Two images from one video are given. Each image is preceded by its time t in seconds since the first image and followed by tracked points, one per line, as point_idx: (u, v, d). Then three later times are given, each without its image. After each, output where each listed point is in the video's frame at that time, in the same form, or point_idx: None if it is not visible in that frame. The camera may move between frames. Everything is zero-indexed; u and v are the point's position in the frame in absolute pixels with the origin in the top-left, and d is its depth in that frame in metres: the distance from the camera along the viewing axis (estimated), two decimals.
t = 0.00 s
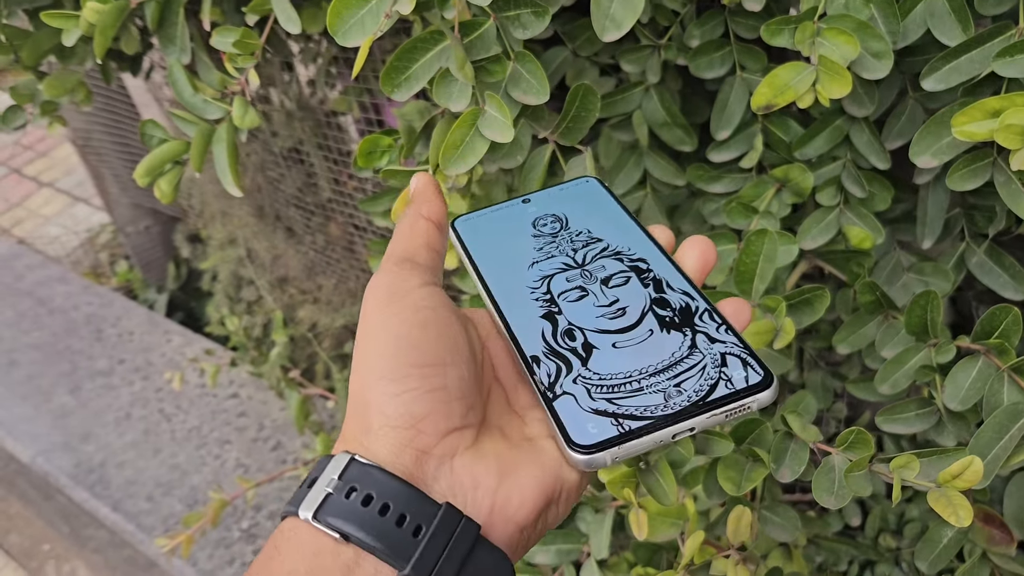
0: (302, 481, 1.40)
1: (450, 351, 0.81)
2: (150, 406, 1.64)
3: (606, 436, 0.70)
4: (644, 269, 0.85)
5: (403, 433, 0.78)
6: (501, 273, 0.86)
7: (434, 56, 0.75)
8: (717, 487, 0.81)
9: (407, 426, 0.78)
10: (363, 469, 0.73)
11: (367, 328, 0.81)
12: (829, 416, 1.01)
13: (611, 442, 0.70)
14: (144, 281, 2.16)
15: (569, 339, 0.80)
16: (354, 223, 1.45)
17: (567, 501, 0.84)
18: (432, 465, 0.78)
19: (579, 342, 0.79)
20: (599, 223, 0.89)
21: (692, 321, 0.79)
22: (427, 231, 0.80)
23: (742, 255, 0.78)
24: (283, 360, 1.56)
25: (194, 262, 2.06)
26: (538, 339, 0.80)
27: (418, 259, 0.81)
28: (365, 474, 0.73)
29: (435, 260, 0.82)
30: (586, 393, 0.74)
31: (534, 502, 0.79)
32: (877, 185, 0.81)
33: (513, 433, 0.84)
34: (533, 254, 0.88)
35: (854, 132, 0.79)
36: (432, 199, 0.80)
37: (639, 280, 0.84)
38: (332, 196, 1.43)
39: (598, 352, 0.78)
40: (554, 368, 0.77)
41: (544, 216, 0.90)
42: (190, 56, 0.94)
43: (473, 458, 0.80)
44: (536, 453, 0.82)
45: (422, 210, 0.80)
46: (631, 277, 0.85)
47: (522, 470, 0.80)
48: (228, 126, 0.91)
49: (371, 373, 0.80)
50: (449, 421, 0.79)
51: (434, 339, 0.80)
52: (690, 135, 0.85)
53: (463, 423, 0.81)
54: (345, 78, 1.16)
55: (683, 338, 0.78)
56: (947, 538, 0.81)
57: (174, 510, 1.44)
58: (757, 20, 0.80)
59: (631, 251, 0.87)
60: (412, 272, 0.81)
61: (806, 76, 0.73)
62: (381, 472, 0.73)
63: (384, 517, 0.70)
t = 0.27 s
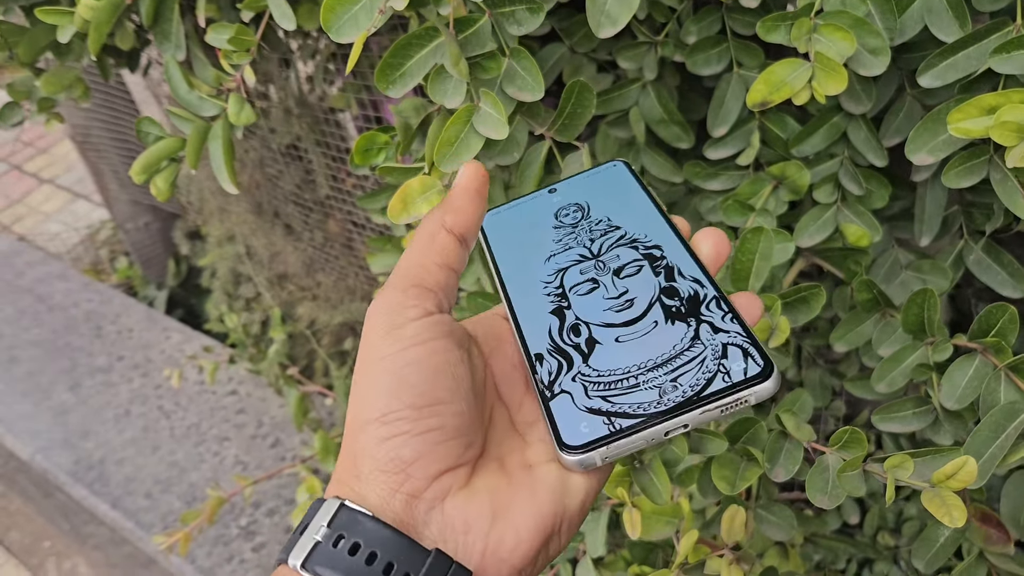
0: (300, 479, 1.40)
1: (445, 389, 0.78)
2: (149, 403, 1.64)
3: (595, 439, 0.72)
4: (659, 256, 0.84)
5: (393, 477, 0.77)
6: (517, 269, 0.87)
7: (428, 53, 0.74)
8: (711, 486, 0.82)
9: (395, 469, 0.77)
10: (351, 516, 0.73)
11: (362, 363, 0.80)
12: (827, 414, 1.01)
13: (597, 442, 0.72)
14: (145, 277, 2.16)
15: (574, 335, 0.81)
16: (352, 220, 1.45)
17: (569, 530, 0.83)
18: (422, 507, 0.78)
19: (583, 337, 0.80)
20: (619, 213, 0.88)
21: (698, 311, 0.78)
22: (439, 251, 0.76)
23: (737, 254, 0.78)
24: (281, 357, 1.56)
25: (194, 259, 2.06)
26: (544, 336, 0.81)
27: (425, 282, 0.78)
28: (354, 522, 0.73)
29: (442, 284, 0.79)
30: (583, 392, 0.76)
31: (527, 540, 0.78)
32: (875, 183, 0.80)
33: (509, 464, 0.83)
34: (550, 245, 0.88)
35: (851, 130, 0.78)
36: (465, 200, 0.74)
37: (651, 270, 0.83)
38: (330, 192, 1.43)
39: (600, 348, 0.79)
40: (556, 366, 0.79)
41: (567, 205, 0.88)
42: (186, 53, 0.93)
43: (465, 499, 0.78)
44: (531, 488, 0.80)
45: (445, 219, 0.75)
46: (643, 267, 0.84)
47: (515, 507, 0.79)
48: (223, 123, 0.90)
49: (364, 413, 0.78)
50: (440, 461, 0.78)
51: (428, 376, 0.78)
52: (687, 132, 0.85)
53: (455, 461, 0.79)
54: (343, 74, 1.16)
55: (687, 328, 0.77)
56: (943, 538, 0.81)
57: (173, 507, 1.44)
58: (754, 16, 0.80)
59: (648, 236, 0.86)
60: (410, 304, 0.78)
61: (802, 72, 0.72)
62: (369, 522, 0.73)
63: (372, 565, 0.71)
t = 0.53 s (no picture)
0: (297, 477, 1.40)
1: (439, 425, 0.77)
2: (147, 401, 1.64)
3: (599, 460, 0.71)
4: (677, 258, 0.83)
5: (383, 515, 0.77)
6: (533, 253, 0.86)
7: (424, 51, 0.74)
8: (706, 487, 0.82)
9: (385, 507, 0.77)
10: (339, 556, 0.75)
11: (357, 395, 0.79)
12: (824, 412, 1.01)
13: (602, 466, 0.71)
14: (143, 275, 2.16)
15: (585, 338, 0.80)
16: (350, 217, 1.45)
17: (566, 564, 0.81)
18: (411, 547, 0.77)
19: (594, 343, 0.80)
20: (642, 202, 0.87)
21: (716, 333, 0.77)
22: (446, 276, 0.75)
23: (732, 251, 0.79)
24: (278, 354, 1.56)
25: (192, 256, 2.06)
26: (554, 335, 0.81)
27: (427, 309, 0.76)
28: (342, 560, 0.74)
29: (446, 310, 0.77)
30: (589, 405, 0.75)
31: None
32: (871, 181, 0.79)
33: (505, 499, 0.81)
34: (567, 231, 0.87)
35: (847, 128, 0.78)
36: (487, 218, 0.71)
37: (667, 277, 0.82)
38: (327, 190, 1.42)
39: (610, 357, 0.78)
40: (564, 372, 0.78)
41: (589, 182, 0.88)
42: (181, 50, 0.93)
43: (456, 537, 0.77)
44: (526, 526, 0.78)
45: (458, 241, 0.73)
46: (660, 271, 0.83)
47: (508, 545, 0.77)
48: (219, 121, 0.90)
49: (355, 448, 0.78)
50: (433, 498, 0.77)
51: (423, 412, 0.77)
52: (683, 130, 0.85)
53: (447, 498, 0.78)
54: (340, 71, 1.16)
55: (702, 351, 0.77)
56: (939, 538, 0.80)
57: (171, 505, 1.44)
58: (750, 14, 0.79)
59: (669, 233, 0.85)
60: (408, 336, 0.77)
61: (798, 71, 0.72)
62: (357, 562, 0.74)
63: None
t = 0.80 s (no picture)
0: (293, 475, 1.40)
1: (443, 441, 0.77)
2: (143, 399, 1.63)
3: (597, 481, 0.70)
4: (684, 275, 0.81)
5: (385, 532, 0.76)
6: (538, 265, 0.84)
7: (414, 49, 0.74)
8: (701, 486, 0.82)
9: (387, 524, 0.76)
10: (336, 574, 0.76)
11: (362, 407, 0.78)
12: (820, 410, 1.00)
13: (600, 486, 0.69)
14: (140, 272, 2.15)
15: (588, 355, 0.78)
16: (345, 215, 1.44)
17: None
18: (411, 565, 0.76)
19: (597, 359, 0.78)
20: (650, 215, 0.85)
21: (721, 352, 0.75)
22: (461, 293, 0.76)
23: (726, 250, 0.79)
24: (274, 353, 1.56)
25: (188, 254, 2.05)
26: (556, 350, 0.79)
27: (437, 322, 0.77)
28: None
29: (455, 327, 0.78)
30: (591, 423, 0.74)
31: None
32: (866, 179, 0.79)
33: (507, 516, 0.80)
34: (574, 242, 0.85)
35: (842, 126, 0.78)
36: (516, 258, 0.72)
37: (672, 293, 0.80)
38: (323, 188, 1.42)
39: (613, 374, 0.77)
40: (566, 389, 0.76)
41: (596, 194, 0.85)
42: (172, 48, 0.92)
43: (457, 557, 0.76)
44: (527, 545, 0.77)
45: (476, 263, 0.74)
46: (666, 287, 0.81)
47: (509, 565, 0.76)
48: (211, 119, 0.90)
49: (356, 461, 0.77)
50: (435, 515, 0.77)
51: (427, 428, 0.76)
52: (678, 128, 0.84)
53: (450, 516, 0.78)
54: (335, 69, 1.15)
55: (707, 371, 0.75)
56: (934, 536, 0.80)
57: (167, 503, 1.44)
58: (745, 11, 0.79)
59: (675, 249, 0.82)
60: (415, 349, 0.77)
61: (792, 68, 0.71)
62: None
63: None
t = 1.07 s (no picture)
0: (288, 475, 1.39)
1: (468, 439, 0.76)
2: (137, 398, 1.63)
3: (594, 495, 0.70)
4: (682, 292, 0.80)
5: (407, 528, 0.74)
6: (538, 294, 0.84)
7: (404, 48, 0.73)
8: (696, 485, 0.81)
9: (409, 520, 0.74)
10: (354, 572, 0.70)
11: (381, 395, 0.75)
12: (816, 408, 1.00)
13: (595, 499, 0.70)
14: (135, 271, 2.15)
15: (587, 373, 0.79)
16: (340, 214, 1.43)
17: None
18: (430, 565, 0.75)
19: (596, 377, 0.78)
20: (649, 236, 0.84)
21: (718, 361, 0.75)
22: (487, 292, 0.75)
23: (720, 251, 0.78)
24: (268, 352, 1.55)
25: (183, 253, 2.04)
26: (556, 373, 0.80)
27: (463, 316, 0.75)
28: None
29: (478, 323, 0.76)
30: (589, 438, 0.74)
31: None
32: (861, 177, 0.79)
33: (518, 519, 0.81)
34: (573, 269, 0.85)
35: (837, 123, 0.77)
36: (531, 272, 0.72)
37: (670, 310, 0.80)
38: (317, 187, 1.41)
39: (612, 391, 0.77)
40: (564, 408, 0.77)
41: (594, 225, 0.86)
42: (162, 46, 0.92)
43: (477, 558, 0.76)
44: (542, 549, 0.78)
45: (500, 266, 0.74)
46: (664, 302, 0.80)
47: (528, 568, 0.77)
48: (200, 118, 0.89)
49: (374, 454, 0.74)
50: (455, 514, 0.76)
51: (454, 424, 0.75)
52: (672, 126, 0.84)
53: (468, 517, 0.77)
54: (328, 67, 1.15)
55: (704, 380, 0.74)
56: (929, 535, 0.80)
57: (161, 503, 1.44)
58: (739, 9, 0.79)
59: (674, 269, 0.82)
60: (442, 340, 0.74)
61: (786, 66, 0.71)
62: None
63: None
